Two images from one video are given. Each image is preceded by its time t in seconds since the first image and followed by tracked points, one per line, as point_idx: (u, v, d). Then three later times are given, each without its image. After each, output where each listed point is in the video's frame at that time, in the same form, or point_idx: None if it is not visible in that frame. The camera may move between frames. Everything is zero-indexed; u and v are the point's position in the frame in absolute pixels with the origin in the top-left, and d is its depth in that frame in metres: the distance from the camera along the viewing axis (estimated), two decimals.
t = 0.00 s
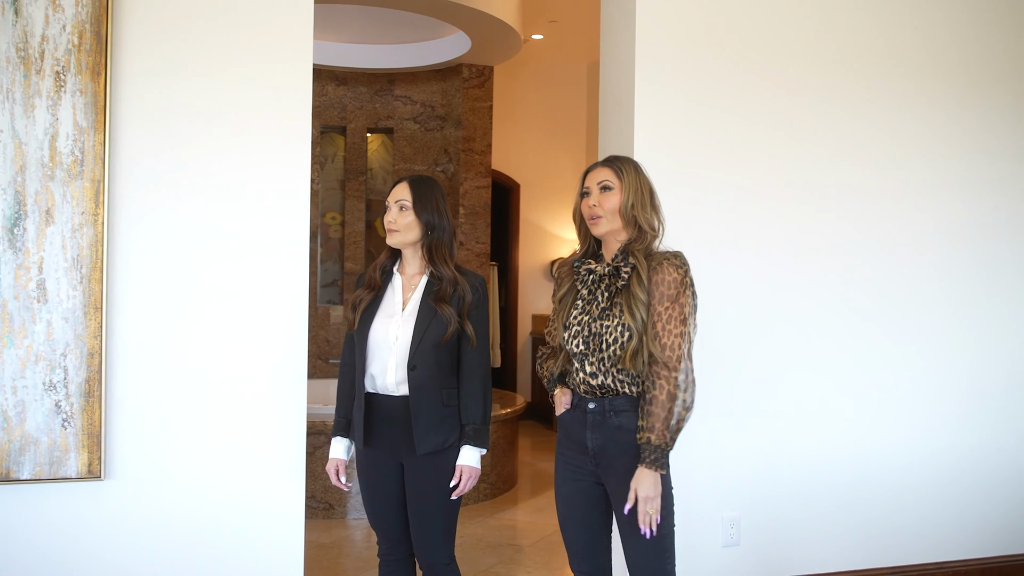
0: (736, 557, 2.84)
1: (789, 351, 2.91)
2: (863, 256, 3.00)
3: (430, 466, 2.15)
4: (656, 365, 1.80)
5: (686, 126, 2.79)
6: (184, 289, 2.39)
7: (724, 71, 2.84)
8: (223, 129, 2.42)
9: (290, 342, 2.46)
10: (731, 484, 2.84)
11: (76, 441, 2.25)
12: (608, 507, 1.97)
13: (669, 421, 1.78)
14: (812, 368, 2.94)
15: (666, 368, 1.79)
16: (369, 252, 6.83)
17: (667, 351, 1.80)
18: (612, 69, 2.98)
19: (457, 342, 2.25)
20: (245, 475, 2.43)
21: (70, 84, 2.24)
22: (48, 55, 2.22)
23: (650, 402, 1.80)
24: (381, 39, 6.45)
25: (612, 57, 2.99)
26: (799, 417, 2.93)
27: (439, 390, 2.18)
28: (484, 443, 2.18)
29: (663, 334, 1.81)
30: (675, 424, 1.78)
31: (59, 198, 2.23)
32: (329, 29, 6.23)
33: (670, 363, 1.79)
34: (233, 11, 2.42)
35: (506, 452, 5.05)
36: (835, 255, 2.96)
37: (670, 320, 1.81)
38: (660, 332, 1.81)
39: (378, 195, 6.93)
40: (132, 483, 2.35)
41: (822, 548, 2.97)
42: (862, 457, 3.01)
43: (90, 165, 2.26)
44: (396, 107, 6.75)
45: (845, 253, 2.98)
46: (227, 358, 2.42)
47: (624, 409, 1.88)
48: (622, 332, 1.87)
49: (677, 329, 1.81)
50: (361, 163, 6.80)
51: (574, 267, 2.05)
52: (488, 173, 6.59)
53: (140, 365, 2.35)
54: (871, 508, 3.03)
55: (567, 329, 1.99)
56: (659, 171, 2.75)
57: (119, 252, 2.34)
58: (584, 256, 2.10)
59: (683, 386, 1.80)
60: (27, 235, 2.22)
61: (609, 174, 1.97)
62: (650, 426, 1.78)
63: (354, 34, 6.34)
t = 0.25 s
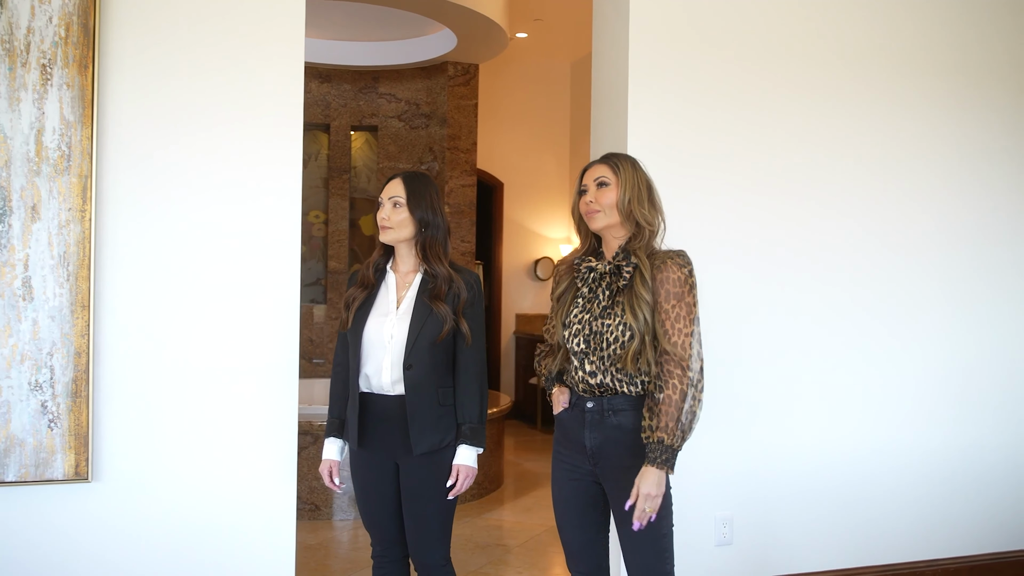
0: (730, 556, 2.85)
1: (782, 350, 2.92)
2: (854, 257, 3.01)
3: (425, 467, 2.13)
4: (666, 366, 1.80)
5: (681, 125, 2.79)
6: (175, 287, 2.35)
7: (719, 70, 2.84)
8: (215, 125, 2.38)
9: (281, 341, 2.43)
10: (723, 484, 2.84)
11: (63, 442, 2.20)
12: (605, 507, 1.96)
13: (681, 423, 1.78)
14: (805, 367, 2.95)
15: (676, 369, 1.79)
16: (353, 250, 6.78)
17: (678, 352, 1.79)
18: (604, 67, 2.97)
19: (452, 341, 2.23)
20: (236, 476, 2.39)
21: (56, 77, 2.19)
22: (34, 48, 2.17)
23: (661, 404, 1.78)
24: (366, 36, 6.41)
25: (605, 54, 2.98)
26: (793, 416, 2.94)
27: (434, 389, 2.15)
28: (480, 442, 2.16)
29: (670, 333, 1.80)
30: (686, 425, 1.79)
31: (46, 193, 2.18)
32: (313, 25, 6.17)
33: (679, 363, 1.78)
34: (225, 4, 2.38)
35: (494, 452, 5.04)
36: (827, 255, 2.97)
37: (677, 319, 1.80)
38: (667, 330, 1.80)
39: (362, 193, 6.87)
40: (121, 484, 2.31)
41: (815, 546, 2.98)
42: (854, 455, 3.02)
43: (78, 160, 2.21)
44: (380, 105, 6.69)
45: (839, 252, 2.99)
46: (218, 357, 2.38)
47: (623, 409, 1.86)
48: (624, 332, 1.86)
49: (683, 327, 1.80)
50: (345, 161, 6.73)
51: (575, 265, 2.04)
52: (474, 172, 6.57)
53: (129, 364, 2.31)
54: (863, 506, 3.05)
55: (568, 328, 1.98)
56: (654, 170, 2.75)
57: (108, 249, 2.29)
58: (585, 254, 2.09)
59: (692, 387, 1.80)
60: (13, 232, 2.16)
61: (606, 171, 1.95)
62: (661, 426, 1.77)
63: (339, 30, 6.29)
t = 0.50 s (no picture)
0: (723, 555, 2.85)
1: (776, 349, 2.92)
2: (847, 256, 3.01)
3: (421, 468, 2.10)
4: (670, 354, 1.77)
5: (674, 123, 2.79)
6: (164, 285, 2.30)
7: (714, 68, 2.84)
8: (205, 120, 2.33)
9: (273, 340, 2.38)
10: (717, 483, 2.84)
11: (49, 444, 2.15)
12: (605, 507, 1.94)
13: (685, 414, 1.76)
14: (799, 367, 2.95)
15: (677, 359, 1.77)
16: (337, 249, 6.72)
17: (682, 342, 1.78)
18: (597, 64, 2.95)
19: (449, 339, 2.20)
20: (227, 478, 2.35)
21: (41, 70, 2.14)
22: (18, 40, 2.12)
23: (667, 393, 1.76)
24: (350, 33, 6.36)
25: (597, 52, 2.96)
26: (788, 415, 2.94)
27: (431, 388, 2.13)
28: (477, 442, 2.14)
29: (671, 323, 1.79)
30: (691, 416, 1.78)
31: (31, 189, 2.13)
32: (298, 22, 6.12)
33: (683, 351, 1.77)
34: None
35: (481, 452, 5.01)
36: (820, 254, 2.98)
37: (677, 309, 1.78)
38: (668, 320, 1.79)
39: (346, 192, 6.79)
40: (109, 487, 2.26)
41: (808, 545, 2.98)
42: (847, 454, 3.03)
43: (64, 155, 2.16)
44: (364, 102, 6.63)
45: (833, 251, 3.00)
46: (208, 357, 2.34)
47: (623, 407, 1.85)
48: (625, 327, 1.85)
49: (683, 317, 1.79)
50: (329, 159, 6.64)
51: (574, 262, 2.03)
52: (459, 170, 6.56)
53: (117, 364, 2.26)
54: (856, 505, 3.05)
55: (567, 324, 1.97)
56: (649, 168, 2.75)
57: (94, 247, 2.24)
58: (582, 251, 2.09)
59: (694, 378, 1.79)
60: None
61: (607, 168, 1.94)
62: (669, 414, 1.74)
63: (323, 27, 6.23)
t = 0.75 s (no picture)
0: (719, 554, 2.84)
1: (773, 347, 2.91)
2: (843, 254, 3.02)
3: (419, 468, 2.07)
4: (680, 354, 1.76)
5: (671, 120, 2.78)
6: (155, 282, 2.25)
7: (711, 65, 2.83)
8: (199, 113, 2.28)
9: (267, 338, 2.34)
10: (713, 483, 2.83)
11: (36, 445, 2.09)
12: (607, 506, 1.92)
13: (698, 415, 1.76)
14: (796, 365, 2.95)
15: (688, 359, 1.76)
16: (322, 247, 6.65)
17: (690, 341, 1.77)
18: (593, 60, 2.93)
19: (447, 337, 2.17)
20: (219, 478, 2.30)
21: (28, 60, 2.08)
22: (5, 28, 2.06)
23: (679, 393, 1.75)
24: (336, 29, 6.30)
25: (592, 47, 2.94)
26: (783, 413, 2.94)
27: (429, 387, 2.10)
28: (476, 441, 2.11)
29: (680, 320, 1.77)
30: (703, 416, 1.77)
31: (17, 182, 2.07)
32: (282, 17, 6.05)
33: (691, 348, 1.76)
34: None
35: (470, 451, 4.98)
36: (816, 253, 2.98)
37: (685, 305, 1.77)
38: (676, 317, 1.78)
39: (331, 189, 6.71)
40: (97, 489, 2.20)
41: (802, 544, 2.98)
42: (841, 452, 3.03)
43: (52, 148, 2.10)
44: (348, 99, 6.57)
45: (829, 250, 3.00)
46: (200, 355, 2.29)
47: (628, 406, 1.82)
48: (630, 324, 1.83)
49: (691, 315, 1.78)
50: (313, 156, 6.58)
51: (575, 258, 2.01)
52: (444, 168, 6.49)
53: (107, 363, 2.21)
54: (850, 503, 3.06)
55: (570, 321, 1.94)
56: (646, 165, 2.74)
57: (83, 242, 2.18)
58: (584, 247, 2.06)
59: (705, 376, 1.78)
60: None
61: (607, 164, 1.92)
62: (683, 415, 1.73)
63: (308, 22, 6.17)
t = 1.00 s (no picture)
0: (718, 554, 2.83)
1: (771, 347, 2.91)
2: (841, 254, 3.02)
3: (420, 470, 2.04)
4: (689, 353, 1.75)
5: (671, 118, 2.76)
6: (149, 281, 2.20)
7: (710, 64, 2.82)
8: (194, 108, 2.23)
9: (263, 338, 2.29)
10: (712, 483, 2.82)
11: (26, 448, 2.04)
12: (612, 509, 1.89)
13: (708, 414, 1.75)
14: (794, 365, 2.95)
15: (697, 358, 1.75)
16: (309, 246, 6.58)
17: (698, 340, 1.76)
18: (591, 57, 2.91)
19: (448, 336, 2.14)
20: (214, 481, 2.25)
21: (18, 52, 2.02)
22: None
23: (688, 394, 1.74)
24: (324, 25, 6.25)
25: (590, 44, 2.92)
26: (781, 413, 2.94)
27: (430, 388, 2.07)
28: (478, 443, 2.09)
29: (688, 320, 1.77)
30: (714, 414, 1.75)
31: (7, 178, 2.01)
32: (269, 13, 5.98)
33: (700, 348, 1.75)
34: None
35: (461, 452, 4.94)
36: (815, 252, 2.98)
37: (694, 306, 1.76)
38: (685, 317, 1.77)
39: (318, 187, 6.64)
40: (89, 493, 2.15)
41: (800, 544, 2.98)
42: (838, 452, 3.03)
43: (42, 143, 2.04)
44: (336, 96, 6.50)
45: (827, 249, 3.00)
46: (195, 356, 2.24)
47: (634, 407, 1.80)
48: (636, 324, 1.81)
49: (699, 315, 1.77)
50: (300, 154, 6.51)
51: (580, 257, 1.98)
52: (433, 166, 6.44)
53: (99, 365, 2.15)
54: (846, 503, 3.06)
55: (574, 321, 1.92)
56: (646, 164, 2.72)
57: (74, 240, 2.13)
58: (588, 246, 2.04)
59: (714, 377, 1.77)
60: None
61: (612, 161, 1.90)
62: (694, 415, 1.73)
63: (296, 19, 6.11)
